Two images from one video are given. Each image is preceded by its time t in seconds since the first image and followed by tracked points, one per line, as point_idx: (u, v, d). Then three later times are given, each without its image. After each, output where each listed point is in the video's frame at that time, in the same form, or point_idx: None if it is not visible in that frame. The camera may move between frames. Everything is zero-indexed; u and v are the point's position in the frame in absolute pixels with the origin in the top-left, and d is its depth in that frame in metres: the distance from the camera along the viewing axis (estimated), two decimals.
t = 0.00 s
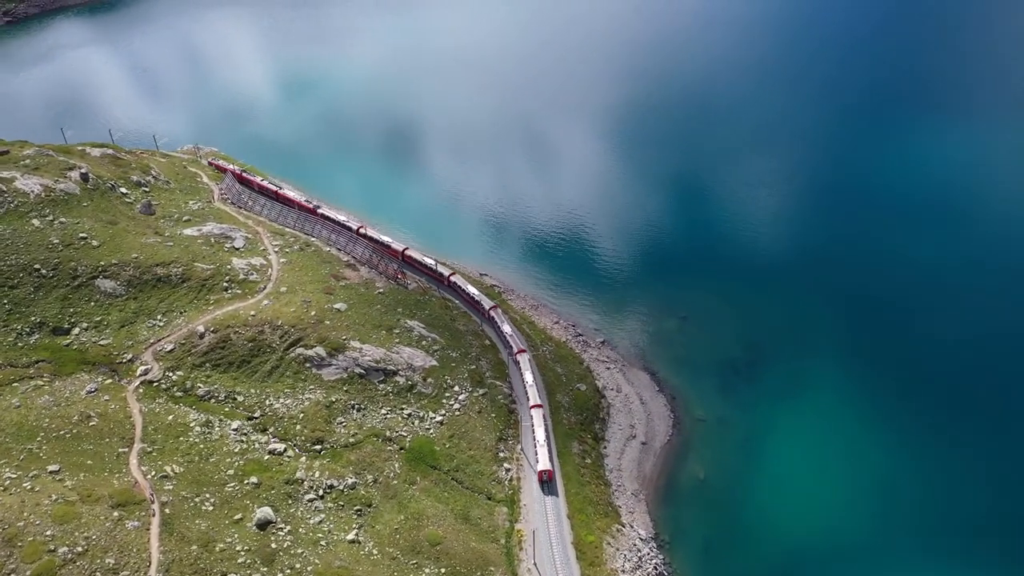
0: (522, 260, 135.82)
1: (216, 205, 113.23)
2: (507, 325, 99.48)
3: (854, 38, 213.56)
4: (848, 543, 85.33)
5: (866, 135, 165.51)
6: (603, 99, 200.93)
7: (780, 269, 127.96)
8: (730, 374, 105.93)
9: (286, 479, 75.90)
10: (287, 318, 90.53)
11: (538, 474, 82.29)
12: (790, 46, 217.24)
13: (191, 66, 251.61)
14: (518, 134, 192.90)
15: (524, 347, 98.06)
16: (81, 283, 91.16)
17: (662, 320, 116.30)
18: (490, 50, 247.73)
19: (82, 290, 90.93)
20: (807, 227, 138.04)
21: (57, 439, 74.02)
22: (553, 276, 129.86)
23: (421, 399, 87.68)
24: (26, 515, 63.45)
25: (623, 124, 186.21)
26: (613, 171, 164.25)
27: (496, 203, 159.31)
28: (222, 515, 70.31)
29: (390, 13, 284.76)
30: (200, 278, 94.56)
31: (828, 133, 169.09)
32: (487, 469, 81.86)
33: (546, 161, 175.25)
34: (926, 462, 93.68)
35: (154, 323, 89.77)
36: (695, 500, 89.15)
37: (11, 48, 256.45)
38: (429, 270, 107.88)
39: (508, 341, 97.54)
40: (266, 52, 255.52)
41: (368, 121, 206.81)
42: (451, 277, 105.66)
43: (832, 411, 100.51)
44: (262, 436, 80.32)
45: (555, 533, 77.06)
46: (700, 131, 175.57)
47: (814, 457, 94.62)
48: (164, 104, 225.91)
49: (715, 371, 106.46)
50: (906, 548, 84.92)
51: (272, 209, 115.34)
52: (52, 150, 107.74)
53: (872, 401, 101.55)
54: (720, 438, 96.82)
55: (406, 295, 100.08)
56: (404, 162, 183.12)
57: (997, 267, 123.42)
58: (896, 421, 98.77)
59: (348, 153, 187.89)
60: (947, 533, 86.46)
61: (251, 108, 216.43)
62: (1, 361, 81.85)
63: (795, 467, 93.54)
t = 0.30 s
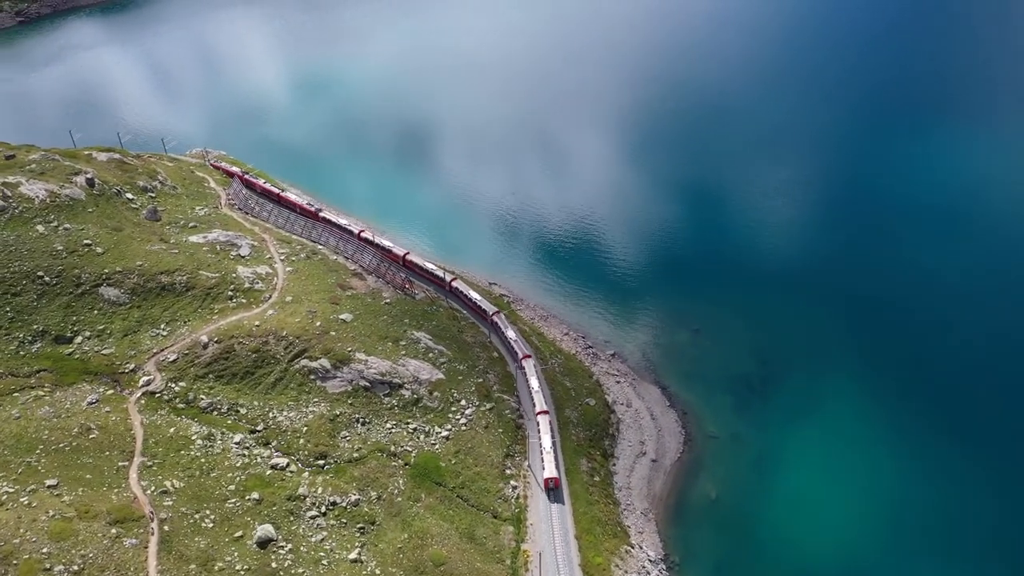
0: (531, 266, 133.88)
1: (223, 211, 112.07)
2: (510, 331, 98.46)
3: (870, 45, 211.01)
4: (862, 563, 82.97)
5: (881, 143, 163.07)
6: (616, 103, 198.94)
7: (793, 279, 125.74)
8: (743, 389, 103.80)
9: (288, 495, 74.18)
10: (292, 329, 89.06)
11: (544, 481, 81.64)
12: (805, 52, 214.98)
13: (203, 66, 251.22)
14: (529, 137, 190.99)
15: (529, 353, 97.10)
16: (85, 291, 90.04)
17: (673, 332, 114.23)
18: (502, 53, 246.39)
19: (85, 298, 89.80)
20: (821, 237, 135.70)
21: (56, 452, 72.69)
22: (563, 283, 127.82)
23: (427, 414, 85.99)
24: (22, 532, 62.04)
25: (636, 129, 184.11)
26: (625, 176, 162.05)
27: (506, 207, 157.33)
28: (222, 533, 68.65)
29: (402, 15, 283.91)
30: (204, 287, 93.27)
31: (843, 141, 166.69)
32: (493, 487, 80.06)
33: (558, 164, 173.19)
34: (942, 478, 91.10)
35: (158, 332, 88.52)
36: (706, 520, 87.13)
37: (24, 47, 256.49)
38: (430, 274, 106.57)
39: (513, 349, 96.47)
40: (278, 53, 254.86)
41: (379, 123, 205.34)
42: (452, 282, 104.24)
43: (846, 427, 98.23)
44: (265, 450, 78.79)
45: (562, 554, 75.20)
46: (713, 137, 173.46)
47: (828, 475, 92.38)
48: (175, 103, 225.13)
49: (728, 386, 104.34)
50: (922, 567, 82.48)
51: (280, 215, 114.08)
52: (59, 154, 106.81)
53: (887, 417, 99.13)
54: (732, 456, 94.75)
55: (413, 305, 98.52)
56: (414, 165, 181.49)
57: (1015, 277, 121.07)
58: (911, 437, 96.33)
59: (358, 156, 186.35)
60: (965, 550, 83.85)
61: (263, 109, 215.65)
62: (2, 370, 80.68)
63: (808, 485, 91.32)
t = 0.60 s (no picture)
0: (540, 273, 131.74)
1: (228, 217, 110.81)
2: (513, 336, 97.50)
3: (887, 49, 207.99)
4: None
5: (898, 149, 160.23)
6: (628, 107, 196.64)
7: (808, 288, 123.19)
8: (754, 404, 101.62)
9: (289, 512, 72.38)
10: (296, 340, 87.56)
11: (550, 488, 81.15)
12: (821, 56, 212.11)
13: (214, 66, 250.23)
14: (540, 141, 188.83)
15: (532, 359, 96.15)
16: (87, 299, 88.90)
17: (684, 345, 112.11)
18: (514, 55, 244.41)
19: (87, 307, 88.59)
20: (835, 245, 133.09)
21: (54, 466, 71.30)
22: (573, 291, 125.70)
23: (432, 428, 84.21)
24: (17, 549, 60.59)
25: (648, 133, 181.73)
26: (637, 180, 159.73)
27: (515, 211, 155.16)
28: (221, 551, 66.99)
29: (414, 16, 282.46)
30: (208, 296, 91.91)
31: (858, 146, 163.90)
32: (498, 505, 78.11)
33: (568, 168, 170.91)
34: (960, 497, 88.60)
35: (160, 342, 87.26)
36: (716, 541, 85.16)
37: (35, 47, 255.24)
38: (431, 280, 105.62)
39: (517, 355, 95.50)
40: (289, 53, 253.68)
41: (389, 125, 203.66)
42: (452, 287, 103.28)
43: (861, 443, 95.86)
44: (266, 465, 77.18)
45: None
46: (726, 142, 170.97)
47: (842, 494, 90.03)
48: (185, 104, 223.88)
49: (740, 401, 102.12)
50: None
51: (286, 222, 112.80)
52: (64, 159, 105.83)
53: (902, 434, 96.70)
54: (744, 474, 92.61)
55: (419, 316, 96.86)
56: (423, 167, 179.62)
57: None
58: (928, 454, 93.85)
59: (367, 158, 184.61)
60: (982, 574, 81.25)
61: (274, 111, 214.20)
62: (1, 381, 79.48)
63: (822, 505, 89.02)
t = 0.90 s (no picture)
0: (550, 280, 129.35)
1: (235, 224, 109.50)
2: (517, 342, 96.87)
3: (907, 58, 204.81)
4: None
5: (913, 163, 157.79)
6: (642, 113, 194.20)
7: (821, 303, 120.79)
8: (767, 423, 99.39)
9: (290, 529, 70.23)
10: (300, 352, 86.00)
11: (555, 496, 80.40)
12: (839, 62, 209.13)
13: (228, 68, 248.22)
14: (551, 145, 186.71)
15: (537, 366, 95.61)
16: (90, 307, 87.71)
17: (695, 359, 109.91)
18: (528, 58, 242.30)
19: (90, 315, 87.36)
20: (850, 258, 130.92)
21: (52, 479, 69.89)
22: (583, 301, 123.40)
23: (437, 444, 82.42)
24: (11, 568, 58.77)
25: (661, 139, 179.28)
26: (650, 187, 157.21)
27: (524, 216, 152.87)
28: (219, 570, 65.09)
29: (429, 18, 280.66)
30: (211, 305, 90.54)
31: (875, 157, 161.30)
32: (504, 524, 76.02)
33: (580, 174, 168.56)
34: (977, 525, 86.21)
35: (162, 352, 85.90)
36: (727, 563, 83.03)
37: (47, 47, 253.00)
38: (431, 285, 104.54)
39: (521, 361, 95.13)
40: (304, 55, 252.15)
41: (400, 128, 201.42)
42: (454, 293, 102.23)
43: (876, 466, 93.46)
44: (268, 480, 75.46)
45: None
46: (740, 150, 168.49)
47: (856, 515, 87.88)
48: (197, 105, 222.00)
49: (752, 417, 99.97)
50: None
51: (292, 229, 111.37)
52: (70, 163, 104.87)
53: (918, 456, 94.40)
54: (755, 494, 90.53)
55: (426, 327, 95.20)
56: (432, 171, 177.59)
57: None
58: (944, 478, 91.52)
59: (376, 161, 182.63)
60: None
61: (286, 113, 212.07)
62: (1, 391, 78.30)
63: (835, 526, 86.86)
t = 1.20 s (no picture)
0: (560, 289, 127.09)
1: (242, 230, 108.16)
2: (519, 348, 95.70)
3: (926, 66, 201.61)
4: None
5: (930, 174, 154.95)
6: (656, 118, 191.68)
7: (837, 316, 118.27)
8: (780, 441, 97.23)
9: (291, 548, 68.46)
10: (304, 364, 84.48)
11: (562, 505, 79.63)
12: (857, 69, 205.96)
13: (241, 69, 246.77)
14: (562, 149, 184.30)
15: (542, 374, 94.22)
16: (93, 316, 86.56)
17: (708, 374, 107.63)
18: (541, 62, 240.12)
19: (93, 324, 86.22)
20: (866, 269, 128.46)
21: (50, 493, 68.48)
22: (593, 310, 121.07)
23: (443, 460, 80.64)
24: None
25: (676, 145, 176.67)
26: (663, 193, 154.65)
27: (535, 222, 150.56)
28: None
29: (442, 21, 278.91)
30: (216, 314, 89.16)
31: (891, 166, 158.77)
32: (509, 544, 74.07)
33: (592, 179, 166.07)
34: (992, 550, 83.62)
35: (165, 362, 84.57)
36: None
37: (60, 46, 252.86)
38: (431, 290, 103.21)
39: (525, 368, 93.95)
40: (317, 56, 250.75)
41: (411, 131, 199.31)
42: (454, 298, 100.91)
43: (891, 486, 91.12)
44: (269, 495, 73.78)
45: None
46: (755, 156, 165.94)
47: (871, 537, 85.62)
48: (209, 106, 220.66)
49: (765, 436, 97.82)
50: None
51: (299, 236, 109.89)
52: (76, 168, 103.89)
53: (935, 478, 91.90)
54: (768, 515, 88.43)
55: (433, 339, 93.52)
56: (442, 174, 175.45)
57: None
58: (963, 503, 88.65)
59: (386, 164, 180.53)
60: None
61: (298, 115, 210.38)
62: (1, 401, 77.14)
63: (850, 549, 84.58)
